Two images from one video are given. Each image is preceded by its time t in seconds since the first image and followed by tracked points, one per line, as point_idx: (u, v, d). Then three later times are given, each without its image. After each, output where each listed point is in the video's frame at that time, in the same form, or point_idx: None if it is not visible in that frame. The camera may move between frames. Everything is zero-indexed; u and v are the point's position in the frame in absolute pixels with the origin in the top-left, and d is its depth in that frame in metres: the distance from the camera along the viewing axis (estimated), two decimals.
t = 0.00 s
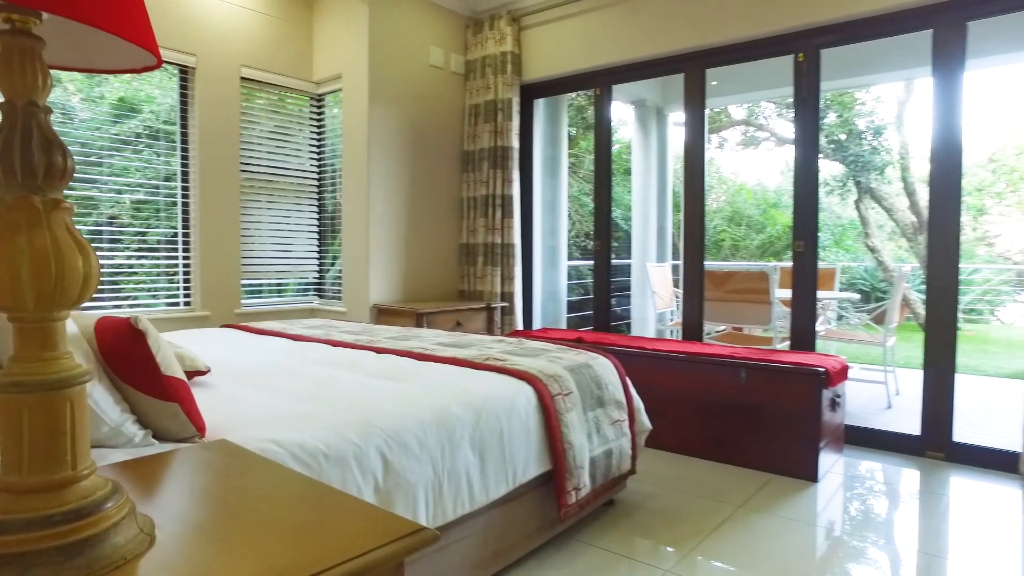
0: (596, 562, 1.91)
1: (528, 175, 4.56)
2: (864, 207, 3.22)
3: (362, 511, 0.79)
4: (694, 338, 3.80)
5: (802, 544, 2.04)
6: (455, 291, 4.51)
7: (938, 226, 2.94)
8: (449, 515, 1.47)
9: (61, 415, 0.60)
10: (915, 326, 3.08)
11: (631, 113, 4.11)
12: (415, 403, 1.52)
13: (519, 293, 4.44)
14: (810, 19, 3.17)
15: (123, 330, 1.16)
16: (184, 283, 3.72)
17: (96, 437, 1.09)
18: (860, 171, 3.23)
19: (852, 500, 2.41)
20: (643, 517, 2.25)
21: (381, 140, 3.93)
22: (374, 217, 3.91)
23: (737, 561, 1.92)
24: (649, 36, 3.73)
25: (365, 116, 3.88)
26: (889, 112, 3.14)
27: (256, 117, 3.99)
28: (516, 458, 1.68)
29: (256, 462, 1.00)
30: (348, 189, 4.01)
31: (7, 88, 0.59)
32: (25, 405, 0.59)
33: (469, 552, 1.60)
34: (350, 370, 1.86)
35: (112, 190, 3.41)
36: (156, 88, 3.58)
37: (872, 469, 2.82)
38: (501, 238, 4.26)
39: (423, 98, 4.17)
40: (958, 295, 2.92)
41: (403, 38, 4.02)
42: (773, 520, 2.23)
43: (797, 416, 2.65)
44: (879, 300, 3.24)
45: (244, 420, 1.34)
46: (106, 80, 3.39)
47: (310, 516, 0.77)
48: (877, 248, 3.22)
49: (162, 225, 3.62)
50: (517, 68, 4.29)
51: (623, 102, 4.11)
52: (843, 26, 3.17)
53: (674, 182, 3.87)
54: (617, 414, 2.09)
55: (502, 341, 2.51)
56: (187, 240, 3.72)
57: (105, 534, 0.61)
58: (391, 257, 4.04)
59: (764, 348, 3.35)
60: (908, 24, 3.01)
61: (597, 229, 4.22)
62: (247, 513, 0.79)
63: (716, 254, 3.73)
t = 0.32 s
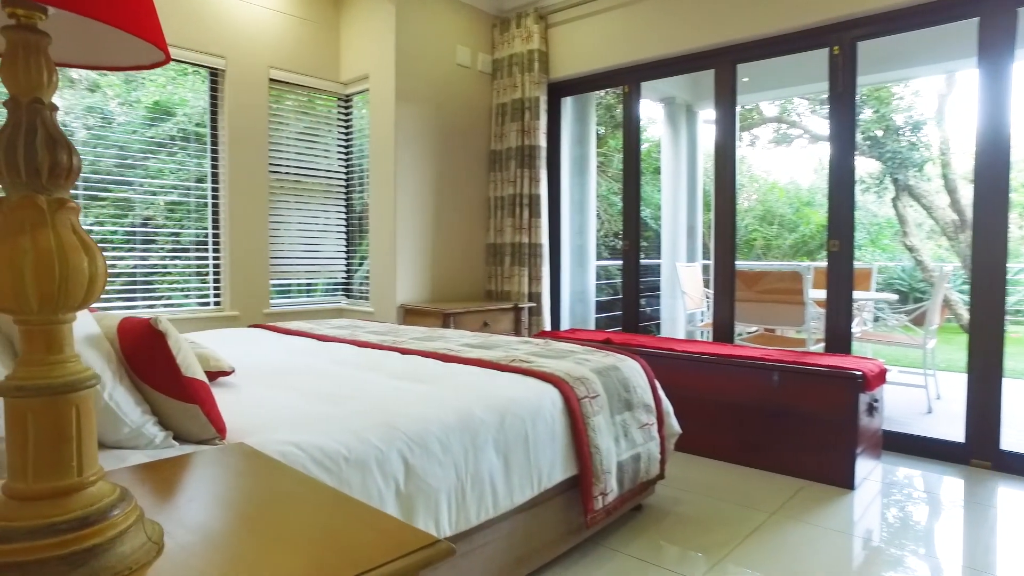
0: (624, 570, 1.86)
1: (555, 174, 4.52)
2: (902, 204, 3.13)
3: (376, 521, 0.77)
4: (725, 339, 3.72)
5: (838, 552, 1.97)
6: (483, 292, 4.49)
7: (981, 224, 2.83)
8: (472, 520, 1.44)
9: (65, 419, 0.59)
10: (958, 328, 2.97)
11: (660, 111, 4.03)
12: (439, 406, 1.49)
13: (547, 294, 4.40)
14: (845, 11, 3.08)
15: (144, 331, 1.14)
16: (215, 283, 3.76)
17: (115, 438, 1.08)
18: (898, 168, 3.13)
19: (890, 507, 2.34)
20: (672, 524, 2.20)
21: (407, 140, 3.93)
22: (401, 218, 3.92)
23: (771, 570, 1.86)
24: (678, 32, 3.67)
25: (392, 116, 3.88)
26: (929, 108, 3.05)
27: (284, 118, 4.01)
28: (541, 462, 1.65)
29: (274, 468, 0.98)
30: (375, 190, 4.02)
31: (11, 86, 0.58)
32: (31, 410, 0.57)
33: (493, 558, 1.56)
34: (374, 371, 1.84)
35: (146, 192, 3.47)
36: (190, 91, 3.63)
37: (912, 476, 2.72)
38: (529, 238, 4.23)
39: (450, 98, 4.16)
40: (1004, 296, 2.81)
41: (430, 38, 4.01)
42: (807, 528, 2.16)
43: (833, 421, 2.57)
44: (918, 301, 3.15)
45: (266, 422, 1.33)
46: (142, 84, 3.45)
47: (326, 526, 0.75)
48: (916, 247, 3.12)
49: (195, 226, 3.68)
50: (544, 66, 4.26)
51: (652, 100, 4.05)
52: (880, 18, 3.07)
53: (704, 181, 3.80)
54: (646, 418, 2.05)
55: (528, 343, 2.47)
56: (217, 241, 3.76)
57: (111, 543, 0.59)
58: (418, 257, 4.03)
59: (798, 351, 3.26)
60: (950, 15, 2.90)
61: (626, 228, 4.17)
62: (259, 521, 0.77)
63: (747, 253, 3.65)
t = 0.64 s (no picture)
0: None
1: (586, 173, 4.48)
2: (946, 202, 3.01)
3: (395, 531, 0.75)
4: (760, 341, 3.64)
5: (879, 563, 1.90)
6: (513, 292, 4.47)
7: None
8: (499, 524, 1.42)
9: (77, 422, 0.58)
10: (1006, 330, 2.87)
11: (693, 109, 3.98)
12: (465, 408, 1.47)
13: (577, 294, 4.36)
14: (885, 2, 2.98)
15: (167, 332, 1.13)
16: (248, 283, 3.80)
17: (141, 438, 1.09)
18: (941, 165, 3.01)
19: (934, 516, 2.25)
20: (705, 530, 2.14)
21: (436, 140, 3.92)
22: (430, 218, 3.92)
23: None
24: (711, 27, 3.60)
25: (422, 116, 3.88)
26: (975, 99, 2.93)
27: (316, 120, 4.04)
28: (569, 466, 1.62)
29: (297, 473, 0.97)
30: (405, 190, 4.03)
31: (24, 83, 0.57)
32: (43, 412, 0.56)
33: (521, 563, 1.54)
34: (401, 372, 1.83)
35: (182, 194, 3.53)
36: (225, 94, 3.68)
37: (957, 484, 2.62)
38: (559, 238, 4.19)
39: (480, 97, 4.15)
40: None
41: (459, 38, 4.01)
42: (846, 537, 2.09)
43: (874, 427, 2.48)
44: (963, 302, 3.04)
45: (291, 423, 1.32)
46: (180, 88, 3.49)
47: (346, 534, 0.73)
48: (960, 246, 3.01)
49: (230, 227, 3.73)
50: (574, 64, 4.22)
51: (684, 98, 3.99)
52: (923, 7, 2.96)
53: (738, 180, 3.73)
54: (677, 421, 2.00)
55: (557, 344, 2.44)
56: (249, 242, 3.80)
57: (124, 548, 0.58)
58: (448, 258, 4.03)
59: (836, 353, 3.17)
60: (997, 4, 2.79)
61: (657, 227, 4.10)
62: (280, 529, 0.75)
63: (782, 253, 3.57)
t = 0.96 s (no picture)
0: None
1: (616, 173, 4.43)
2: (992, 198, 2.91)
3: (411, 541, 0.73)
4: (794, 342, 3.55)
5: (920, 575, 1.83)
6: (542, 292, 4.44)
7: None
8: (523, 529, 1.39)
9: (86, 425, 0.57)
10: None
11: (725, 106, 3.91)
12: (490, 410, 1.45)
13: (607, 294, 4.31)
14: None
15: (190, 332, 1.14)
16: (279, 283, 3.84)
17: (164, 438, 1.09)
18: (987, 160, 2.91)
19: (980, 526, 2.17)
20: (737, 537, 2.09)
21: (465, 140, 3.92)
22: (459, 218, 3.92)
23: None
24: (743, 22, 3.53)
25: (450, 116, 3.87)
26: (1023, 91, 2.84)
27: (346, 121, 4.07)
28: (595, 470, 1.59)
29: (316, 477, 0.96)
30: (434, 190, 4.03)
31: (33, 81, 0.56)
32: (51, 415, 0.56)
33: (546, 570, 1.51)
34: (427, 373, 1.82)
35: (217, 195, 3.58)
36: (258, 96, 3.73)
37: (1004, 493, 2.52)
38: (589, 238, 4.15)
39: (509, 96, 4.13)
40: None
41: (488, 36, 3.99)
42: (885, 547, 2.02)
43: (915, 433, 2.40)
44: (1010, 303, 2.95)
45: (315, 424, 1.31)
46: (215, 92, 3.55)
47: (371, 546, 0.71)
48: (1008, 244, 2.91)
49: (262, 228, 3.77)
50: (603, 62, 4.17)
51: (716, 95, 3.92)
52: None
53: (772, 178, 3.65)
54: (707, 425, 1.95)
55: (586, 345, 2.41)
56: (280, 243, 3.84)
57: (132, 553, 0.57)
58: (476, 258, 4.02)
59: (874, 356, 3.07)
60: None
61: (688, 227, 4.03)
62: (298, 537, 0.74)
63: (817, 253, 3.49)
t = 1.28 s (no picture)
0: None
1: (646, 172, 4.38)
2: None
3: (427, 557, 0.71)
4: (829, 344, 3.46)
5: None
6: (571, 293, 4.41)
7: None
8: (547, 535, 1.37)
9: (95, 430, 0.56)
10: None
11: (758, 104, 3.84)
12: (514, 414, 1.43)
13: (636, 295, 4.25)
14: None
15: (213, 333, 1.14)
16: (309, 284, 3.87)
17: (186, 440, 1.10)
18: None
19: None
20: (769, 546, 2.04)
21: (493, 140, 3.91)
22: (487, 219, 3.91)
23: None
24: (775, 17, 3.45)
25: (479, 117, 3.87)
26: None
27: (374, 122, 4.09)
28: (622, 476, 1.56)
29: (336, 483, 0.95)
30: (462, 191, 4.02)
31: (43, 84, 0.56)
32: (61, 419, 0.55)
33: None
34: (452, 375, 1.81)
35: (249, 197, 3.62)
36: (289, 99, 3.77)
37: None
38: (617, 238, 4.09)
39: (537, 95, 4.11)
40: None
41: (516, 36, 3.98)
42: (927, 559, 1.95)
43: (957, 440, 2.31)
44: None
45: (339, 427, 1.31)
46: (248, 95, 3.60)
47: (395, 564, 0.69)
48: None
49: (293, 230, 3.81)
50: (632, 60, 4.12)
51: (749, 92, 3.85)
52: None
53: (806, 176, 3.56)
54: (738, 430, 1.91)
55: (614, 347, 2.37)
56: (310, 244, 3.87)
57: (143, 559, 0.56)
58: (504, 260, 4.01)
59: (914, 360, 2.98)
60: None
61: (719, 227, 3.96)
62: (313, 548, 0.73)
63: (853, 253, 3.40)
